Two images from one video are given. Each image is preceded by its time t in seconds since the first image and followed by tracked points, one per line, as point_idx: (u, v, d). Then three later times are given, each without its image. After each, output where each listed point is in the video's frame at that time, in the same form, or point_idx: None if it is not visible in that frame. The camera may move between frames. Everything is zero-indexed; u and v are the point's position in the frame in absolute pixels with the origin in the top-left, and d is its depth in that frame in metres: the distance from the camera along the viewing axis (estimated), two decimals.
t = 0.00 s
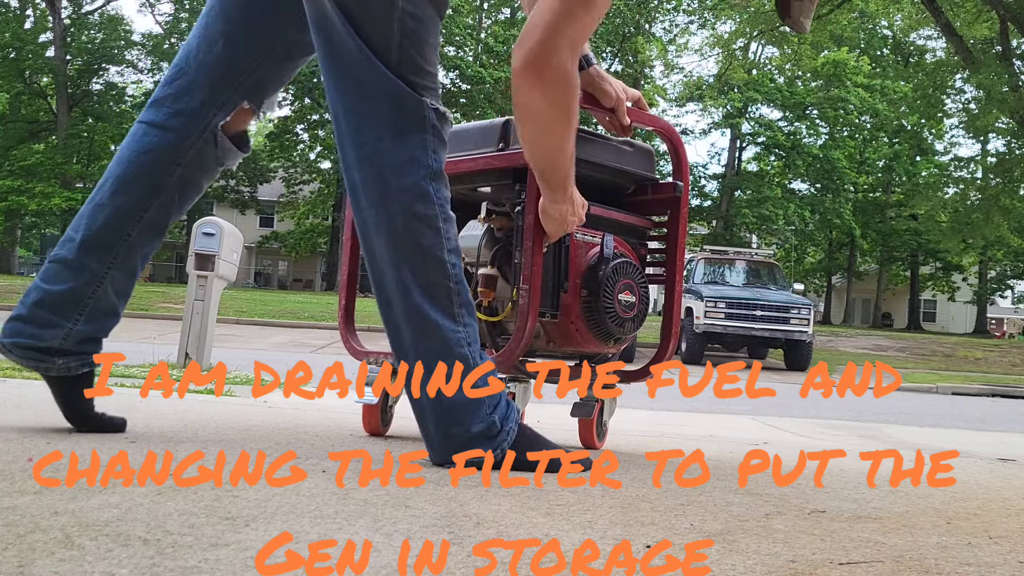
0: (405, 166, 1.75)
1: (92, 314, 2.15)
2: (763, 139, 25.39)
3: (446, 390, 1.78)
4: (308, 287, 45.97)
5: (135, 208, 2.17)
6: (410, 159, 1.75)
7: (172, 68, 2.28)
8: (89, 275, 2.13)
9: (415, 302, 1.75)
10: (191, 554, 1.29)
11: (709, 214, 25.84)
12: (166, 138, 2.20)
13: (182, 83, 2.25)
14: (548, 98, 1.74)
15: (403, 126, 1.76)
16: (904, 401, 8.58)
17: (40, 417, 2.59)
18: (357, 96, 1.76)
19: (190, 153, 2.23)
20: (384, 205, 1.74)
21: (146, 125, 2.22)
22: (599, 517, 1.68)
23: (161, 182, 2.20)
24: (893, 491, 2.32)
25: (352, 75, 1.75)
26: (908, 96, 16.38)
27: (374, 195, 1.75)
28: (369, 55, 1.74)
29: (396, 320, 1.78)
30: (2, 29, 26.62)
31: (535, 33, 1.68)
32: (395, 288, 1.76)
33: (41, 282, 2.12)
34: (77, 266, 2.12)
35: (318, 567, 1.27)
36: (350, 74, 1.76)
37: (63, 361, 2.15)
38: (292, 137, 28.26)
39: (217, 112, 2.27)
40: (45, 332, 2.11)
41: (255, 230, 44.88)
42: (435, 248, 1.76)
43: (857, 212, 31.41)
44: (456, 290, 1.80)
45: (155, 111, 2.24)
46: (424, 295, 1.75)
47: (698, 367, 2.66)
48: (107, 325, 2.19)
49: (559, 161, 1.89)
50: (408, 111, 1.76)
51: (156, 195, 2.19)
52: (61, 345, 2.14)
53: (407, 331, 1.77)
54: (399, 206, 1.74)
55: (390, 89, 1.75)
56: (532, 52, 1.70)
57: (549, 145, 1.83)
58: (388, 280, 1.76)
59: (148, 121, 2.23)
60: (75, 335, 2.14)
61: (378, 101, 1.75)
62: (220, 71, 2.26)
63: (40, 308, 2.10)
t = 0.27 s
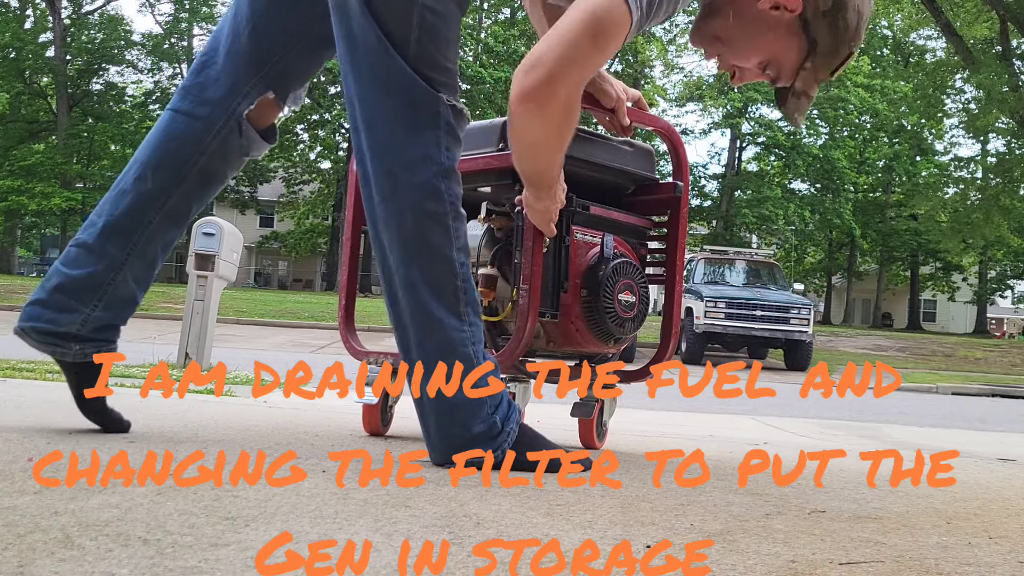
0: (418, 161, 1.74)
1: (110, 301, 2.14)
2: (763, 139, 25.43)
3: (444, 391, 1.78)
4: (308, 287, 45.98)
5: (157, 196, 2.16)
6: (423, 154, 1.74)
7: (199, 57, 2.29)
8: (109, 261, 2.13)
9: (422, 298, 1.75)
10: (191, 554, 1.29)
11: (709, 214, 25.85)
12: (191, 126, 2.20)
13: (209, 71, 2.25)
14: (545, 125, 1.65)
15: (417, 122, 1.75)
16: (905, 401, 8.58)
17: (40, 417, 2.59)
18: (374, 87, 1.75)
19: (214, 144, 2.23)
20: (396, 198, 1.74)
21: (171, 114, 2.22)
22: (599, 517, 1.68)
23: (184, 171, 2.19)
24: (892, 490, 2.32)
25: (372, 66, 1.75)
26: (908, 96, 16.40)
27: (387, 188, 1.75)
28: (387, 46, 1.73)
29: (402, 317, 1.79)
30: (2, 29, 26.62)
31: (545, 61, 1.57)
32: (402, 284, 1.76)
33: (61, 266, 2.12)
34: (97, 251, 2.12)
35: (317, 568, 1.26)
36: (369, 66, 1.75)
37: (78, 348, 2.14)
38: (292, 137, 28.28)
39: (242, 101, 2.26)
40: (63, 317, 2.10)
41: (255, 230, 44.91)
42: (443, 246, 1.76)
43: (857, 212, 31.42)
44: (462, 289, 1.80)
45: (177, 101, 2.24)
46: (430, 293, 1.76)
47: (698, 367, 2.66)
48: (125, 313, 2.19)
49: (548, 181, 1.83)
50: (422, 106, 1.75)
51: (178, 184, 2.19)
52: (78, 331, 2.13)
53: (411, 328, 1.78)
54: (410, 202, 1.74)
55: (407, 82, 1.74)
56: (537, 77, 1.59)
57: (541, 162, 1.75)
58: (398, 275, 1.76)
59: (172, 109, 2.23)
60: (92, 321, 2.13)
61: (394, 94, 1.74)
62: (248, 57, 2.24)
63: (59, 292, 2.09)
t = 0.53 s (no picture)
0: (428, 157, 1.73)
1: (113, 289, 2.13)
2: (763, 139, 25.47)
3: (446, 391, 1.78)
4: (308, 287, 46.01)
5: (166, 185, 2.16)
6: (433, 150, 1.73)
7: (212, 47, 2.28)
8: (114, 250, 2.12)
9: (425, 296, 1.75)
10: (192, 555, 1.29)
11: (709, 213, 25.83)
12: (201, 116, 2.20)
13: (222, 61, 2.24)
14: (514, 163, 1.52)
15: (428, 116, 1.73)
16: (905, 401, 8.58)
17: (40, 417, 2.59)
18: (385, 79, 1.73)
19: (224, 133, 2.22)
20: (405, 194, 1.74)
21: (182, 104, 2.22)
22: (599, 517, 1.68)
23: (194, 159, 2.19)
24: (892, 491, 2.32)
25: (385, 57, 1.73)
26: (908, 96, 16.39)
27: (396, 183, 1.75)
28: (401, 39, 1.71)
29: (406, 313, 1.79)
30: (3, 29, 26.62)
31: (517, 104, 1.44)
32: (408, 280, 1.76)
33: (67, 253, 2.12)
34: (103, 238, 2.12)
35: (318, 568, 1.26)
36: (382, 58, 1.73)
37: (79, 336, 2.13)
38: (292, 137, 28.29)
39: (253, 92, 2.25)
40: (65, 304, 2.08)
41: (255, 230, 44.92)
42: (450, 244, 1.76)
43: (857, 212, 31.42)
44: (467, 289, 1.80)
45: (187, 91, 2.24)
46: (436, 292, 1.75)
47: (698, 368, 2.66)
48: (128, 303, 2.18)
49: (534, 197, 1.67)
50: (433, 101, 1.73)
51: (185, 175, 2.19)
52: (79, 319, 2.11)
53: (415, 325, 1.77)
54: (420, 197, 1.73)
55: (420, 77, 1.72)
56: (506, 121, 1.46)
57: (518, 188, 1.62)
58: (402, 272, 1.75)
59: (182, 102, 2.22)
60: (95, 310, 2.12)
61: (405, 88, 1.72)
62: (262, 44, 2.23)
63: (62, 280, 2.09)
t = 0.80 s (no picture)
0: (432, 155, 1.73)
1: (116, 288, 2.13)
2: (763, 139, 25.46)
3: (448, 390, 1.79)
4: (308, 287, 46.01)
5: (169, 183, 2.16)
6: (438, 149, 1.73)
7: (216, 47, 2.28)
8: (117, 248, 2.12)
9: (429, 295, 1.75)
10: (192, 554, 1.29)
11: (710, 214, 25.80)
12: (205, 117, 2.20)
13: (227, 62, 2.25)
14: (508, 163, 1.52)
15: (433, 116, 1.73)
16: (905, 401, 8.58)
17: (40, 417, 2.60)
18: (390, 78, 1.73)
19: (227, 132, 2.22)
20: (408, 193, 1.74)
21: (186, 104, 2.22)
22: (599, 517, 1.68)
23: (198, 159, 2.19)
24: (892, 491, 2.32)
25: (391, 55, 1.73)
26: (909, 96, 16.39)
27: (400, 182, 1.74)
28: (406, 38, 1.71)
29: (408, 311, 1.79)
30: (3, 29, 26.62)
31: (510, 105, 1.45)
32: (411, 279, 1.76)
33: (71, 252, 2.12)
34: (107, 237, 2.11)
35: (317, 567, 1.26)
36: (387, 57, 1.73)
37: (81, 335, 2.13)
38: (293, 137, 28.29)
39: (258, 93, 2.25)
40: (67, 301, 2.08)
41: (255, 230, 44.93)
42: (454, 243, 1.76)
43: (857, 212, 31.43)
44: (471, 289, 1.80)
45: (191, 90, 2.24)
46: (439, 292, 1.75)
47: (698, 369, 2.66)
48: (130, 302, 2.17)
49: (536, 197, 1.68)
50: (438, 101, 1.73)
51: (188, 173, 2.19)
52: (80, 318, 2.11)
53: (419, 324, 1.77)
54: (424, 196, 1.73)
55: (425, 76, 1.72)
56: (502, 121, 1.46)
57: (519, 186, 1.61)
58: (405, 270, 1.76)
59: (186, 102, 2.23)
60: (96, 309, 2.12)
61: (411, 87, 1.72)
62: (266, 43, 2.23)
63: (65, 278, 2.09)
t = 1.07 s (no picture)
0: (423, 156, 1.73)
1: (109, 290, 2.12)
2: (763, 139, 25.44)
3: (445, 391, 1.79)
4: (308, 287, 46.02)
5: (161, 185, 2.16)
6: (427, 149, 1.73)
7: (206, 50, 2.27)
8: (110, 249, 2.11)
9: (421, 295, 1.75)
10: (191, 555, 1.29)
11: (709, 213, 25.81)
12: (196, 119, 2.19)
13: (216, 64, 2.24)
14: (522, 161, 1.51)
15: (422, 117, 1.73)
16: (905, 401, 8.58)
17: (40, 417, 2.60)
18: (379, 80, 1.73)
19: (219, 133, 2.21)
20: (400, 194, 1.73)
21: (176, 107, 2.21)
22: (599, 517, 1.68)
23: (189, 160, 2.19)
24: (893, 491, 2.31)
25: (380, 58, 1.73)
26: (909, 96, 16.39)
27: (391, 182, 1.74)
28: (395, 40, 1.71)
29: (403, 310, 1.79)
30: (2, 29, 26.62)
31: (522, 97, 1.44)
32: (404, 282, 1.76)
33: (64, 255, 2.11)
34: (100, 239, 2.11)
35: (319, 569, 1.27)
36: (376, 58, 1.73)
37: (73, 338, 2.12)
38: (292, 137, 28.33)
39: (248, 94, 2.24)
40: (60, 303, 2.08)
41: (255, 230, 44.94)
42: (446, 244, 1.75)
43: (857, 212, 31.44)
44: (465, 289, 1.80)
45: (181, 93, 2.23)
46: (432, 293, 1.75)
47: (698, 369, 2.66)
48: (124, 303, 2.17)
49: (535, 208, 1.67)
50: (428, 102, 1.73)
51: (180, 175, 2.18)
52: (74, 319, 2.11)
53: (412, 325, 1.77)
54: (415, 197, 1.73)
55: (414, 77, 1.72)
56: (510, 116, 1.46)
57: (523, 192, 1.59)
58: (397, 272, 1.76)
59: (175, 105, 2.22)
60: (89, 310, 2.11)
61: (400, 88, 1.72)
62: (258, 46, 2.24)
63: (58, 280, 2.08)
